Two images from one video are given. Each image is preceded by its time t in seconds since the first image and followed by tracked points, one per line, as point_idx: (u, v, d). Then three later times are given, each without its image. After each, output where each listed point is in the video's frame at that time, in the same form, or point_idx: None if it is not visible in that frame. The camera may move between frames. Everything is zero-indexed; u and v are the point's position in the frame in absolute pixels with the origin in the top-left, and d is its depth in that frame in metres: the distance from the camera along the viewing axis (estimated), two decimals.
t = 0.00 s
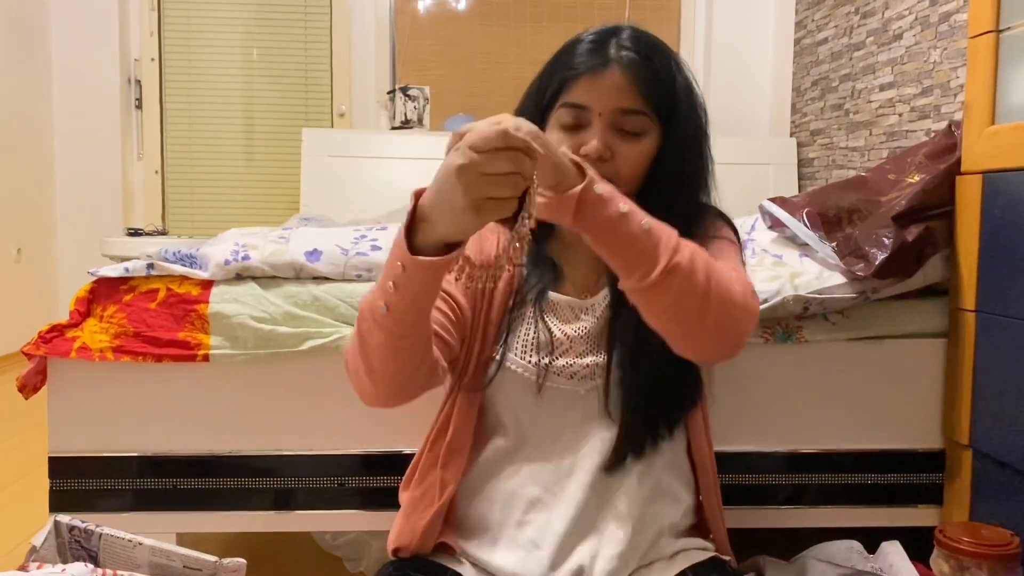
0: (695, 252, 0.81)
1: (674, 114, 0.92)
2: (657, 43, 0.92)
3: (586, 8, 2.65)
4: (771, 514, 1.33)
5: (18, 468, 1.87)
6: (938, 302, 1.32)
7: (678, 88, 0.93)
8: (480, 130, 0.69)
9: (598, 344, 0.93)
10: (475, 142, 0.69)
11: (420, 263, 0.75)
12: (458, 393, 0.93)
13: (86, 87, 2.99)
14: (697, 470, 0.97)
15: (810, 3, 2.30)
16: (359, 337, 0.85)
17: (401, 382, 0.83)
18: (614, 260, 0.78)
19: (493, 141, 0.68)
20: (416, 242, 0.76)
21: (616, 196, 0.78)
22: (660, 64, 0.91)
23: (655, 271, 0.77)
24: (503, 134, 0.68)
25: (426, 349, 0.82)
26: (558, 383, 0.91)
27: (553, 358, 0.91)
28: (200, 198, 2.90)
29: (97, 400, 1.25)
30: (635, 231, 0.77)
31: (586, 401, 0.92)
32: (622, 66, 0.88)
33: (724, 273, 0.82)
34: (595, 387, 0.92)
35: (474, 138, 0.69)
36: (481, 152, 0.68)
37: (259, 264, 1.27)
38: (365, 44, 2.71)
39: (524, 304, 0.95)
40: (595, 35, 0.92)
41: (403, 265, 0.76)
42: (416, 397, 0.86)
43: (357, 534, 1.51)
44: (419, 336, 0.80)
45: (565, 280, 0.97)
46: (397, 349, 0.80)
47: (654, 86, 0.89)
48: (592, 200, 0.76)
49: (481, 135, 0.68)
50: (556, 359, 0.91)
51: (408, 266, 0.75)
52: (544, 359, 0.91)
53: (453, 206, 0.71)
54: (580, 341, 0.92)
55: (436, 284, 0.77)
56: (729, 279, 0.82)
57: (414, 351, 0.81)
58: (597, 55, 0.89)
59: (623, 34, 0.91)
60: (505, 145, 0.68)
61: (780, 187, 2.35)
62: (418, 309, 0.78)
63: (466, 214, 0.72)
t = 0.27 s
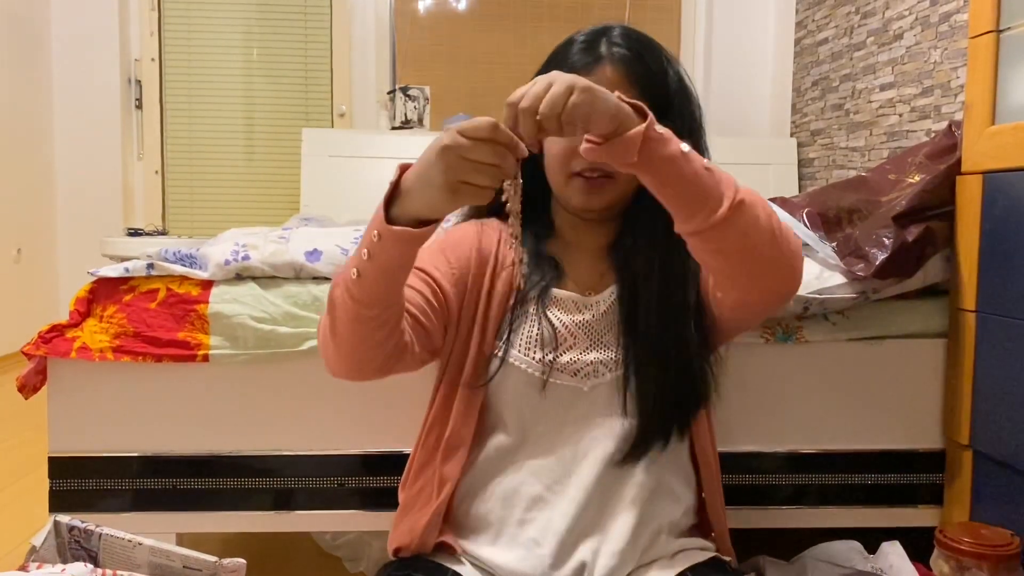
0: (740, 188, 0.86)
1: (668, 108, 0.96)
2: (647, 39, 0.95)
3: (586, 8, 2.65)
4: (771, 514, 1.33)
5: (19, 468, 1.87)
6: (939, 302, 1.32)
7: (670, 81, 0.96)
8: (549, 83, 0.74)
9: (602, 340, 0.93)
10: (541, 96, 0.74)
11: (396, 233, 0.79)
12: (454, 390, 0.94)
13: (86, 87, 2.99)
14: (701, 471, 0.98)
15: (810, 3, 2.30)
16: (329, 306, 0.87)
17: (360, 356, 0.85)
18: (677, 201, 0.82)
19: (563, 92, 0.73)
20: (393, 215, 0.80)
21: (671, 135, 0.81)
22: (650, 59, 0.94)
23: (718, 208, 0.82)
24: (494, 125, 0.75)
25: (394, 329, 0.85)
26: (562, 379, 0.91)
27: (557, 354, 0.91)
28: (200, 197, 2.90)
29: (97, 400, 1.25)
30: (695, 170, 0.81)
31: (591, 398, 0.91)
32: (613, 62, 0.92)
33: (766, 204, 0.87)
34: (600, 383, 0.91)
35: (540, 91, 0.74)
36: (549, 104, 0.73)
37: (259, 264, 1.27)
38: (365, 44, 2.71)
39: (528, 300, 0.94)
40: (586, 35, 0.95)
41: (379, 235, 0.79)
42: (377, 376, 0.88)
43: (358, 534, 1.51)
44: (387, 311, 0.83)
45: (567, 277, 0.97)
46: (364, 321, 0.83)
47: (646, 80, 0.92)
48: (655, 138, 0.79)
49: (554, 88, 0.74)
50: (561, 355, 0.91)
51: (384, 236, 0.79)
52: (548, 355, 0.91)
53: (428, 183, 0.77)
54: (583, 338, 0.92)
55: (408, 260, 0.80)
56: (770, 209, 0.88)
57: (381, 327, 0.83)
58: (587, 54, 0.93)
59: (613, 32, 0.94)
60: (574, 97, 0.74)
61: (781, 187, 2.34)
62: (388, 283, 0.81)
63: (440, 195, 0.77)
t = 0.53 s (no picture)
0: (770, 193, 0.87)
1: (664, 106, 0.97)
2: (641, 36, 0.96)
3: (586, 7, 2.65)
4: (771, 514, 1.33)
5: (19, 468, 1.87)
6: (939, 302, 1.32)
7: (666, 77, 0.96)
8: (593, 82, 0.77)
9: (603, 341, 0.93)
10: (585, 93, 0.76)
11: (401, 214, 0.80)
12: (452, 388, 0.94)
13: (86, 87, 2.99)
14: (700, 472, 0.98)
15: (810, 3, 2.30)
16: (324, 293, 0.88)
17: (351, 341, 0.85)
18: (712, 203, 0.83)
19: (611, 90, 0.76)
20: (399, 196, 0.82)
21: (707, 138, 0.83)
22: (645, 56, 0.95)
23: (753, 211, 0.83)
24: (490, 124, 0.78)
25: (388, 318, 0.85)
26: (563, 379, 0.91)
27: (558, 354, 0.91)
28: (201, 197, 2.90)
29: (97, 400, 1.25)
30: (731, 171, 0.83)
31: (592, 399, 0.91)
32: (606, 60, 0.93)
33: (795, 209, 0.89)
34: (601, 383, 0.91)
35: (584, 89, 0.76)
36: (598, 101, 0.75)
37: (259, 263, 1.27)
38: (366, 43, 2.70)
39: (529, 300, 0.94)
40: (580, 34, 0.96)
41: (384, 216, 0.81)
42: (366, 366, 0.88)
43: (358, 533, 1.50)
44: (384, 298, 0.83)
45: (568, 277, 0.97)
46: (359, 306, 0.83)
47: (640, 76, 0.93)
48: (692, 139, 0.81)
49: (599, 87, 0.76)
50: (562, 355, 0.91)
51: (389, 218, 0.81)
52: (550, 355, 0.91)
53: (425, 169, 0.79)
54: (585, 338, 0.92)
55: (408, 244, 0.82)
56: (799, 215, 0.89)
57: (375, 313, 0.83)
58: (581, 53, 0.94)
59: (607, 31, 0.95)
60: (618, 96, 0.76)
61: (781, 186, 2.34)
62: (387, 266, 0.82)
63: (432, 182, 0.79)
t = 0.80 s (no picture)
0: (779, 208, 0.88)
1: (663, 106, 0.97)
2: (638, 35, 0.96)
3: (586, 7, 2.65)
4: (772, 514, 1.33)
5: (20, 467, 1.87)
6: (940, 302, 1.32)
7: (663, 76, 0.96)
8: (612, 100, 0.76)
9: (605, 341, 0.92)
10: (602, 112, 0.75)
11: (407, 206, 0.81)
12: (452, 385, 0.94)
13: (87, 86, 2.99)
14: (699, 471, 0.98)
15: (811, 2, 2.30)
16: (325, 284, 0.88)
17: (349, 333, 0.85)
18: (723, 220, 0.84)
19: (628, 112, 0.76)
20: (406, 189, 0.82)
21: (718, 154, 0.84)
22: (642, 55, 0.94)
23: (764, 227, 0.85)
24: (496, 138, 0.77)
25: (388, 312, 0.85)
26: (564, 379, 0.90)
27: (559, 353, 0.91)
28: (201, 197, 2.90)
29: (97, 399, 1.25)
30: (742, 188, 0.84)
31: (593, 399, 0.91)
32: (603, 59, 0.92)
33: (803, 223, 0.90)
34: (602, 383, 0.91)
35: (601, 107, 0.75)
36: (615, 122, 0.75)
37: (260, 262, 1.27)
38: (366, 43, 2.70)
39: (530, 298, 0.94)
40: (576, 34, 0.96)
41: (390, 208, 0.81)
42: (363, 359, 0.88)
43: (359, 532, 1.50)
44: (384, 292, 0.84)
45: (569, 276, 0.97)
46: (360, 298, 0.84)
47: (637, 75, 0.93)
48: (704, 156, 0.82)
49: (616, 106, 0.76)
50: (563, 354, 0.91)
51: (395, 210, 0.81)
52: (550, 354, 0.90)
53: (428, 170, 0.80)
54: (586, 337, 0.92)
55: (411, 238, 0.82)
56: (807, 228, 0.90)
57: (375, 307, 0.84)
58: (577, 53, 0.93)
59: (603, 29, 0.94)
60: (634, 117, 0.76)
61: (782, 186, 2.34)
62: (390, 260, 0.82)
63: (433, 184, 0.79)
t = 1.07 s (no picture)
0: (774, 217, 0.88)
1: (664, 104, 0.96)
2: (639, 34, 0.96)
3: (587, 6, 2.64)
4: (773, 513, 1.32)
5: (19, 466, 1.86)
6: (941, 301, 1.32)
7: (664, 75, 0.96)
8: (609, 112, 0.76)
9: (604, 341, 0.92)
10: (599, 123, 0.74)
11: (413, 203, 0.80)
12: (452, 383, 0.95)
13: (87, 85, 2.99)
14: (699, 470, 0.98)
15: (812, 2, 2.30)
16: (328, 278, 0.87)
17: (351, 329, 0.85)
18: (717, 232, 0.84)
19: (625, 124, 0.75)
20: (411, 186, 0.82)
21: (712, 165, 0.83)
22: (642, 53, 0.94)
23: (759, 239, 0.84)
24: (500, 144, 0.76)
25: (390, 310, 0.85)
26: (565, 378, 0.90)
27: (559, 352, 0.90)
28: (201, 196, 2.90)
29: (98, 398, 1.25)
30: (737, 199, 0.84)
31: (593, 399, 0.90)
32: (604, 58, 0.92)
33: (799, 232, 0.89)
34: (602, 383, 0.90)
35: (599, 119, 0.75)
36: (613, 135, 0.74)
37: (261, 261, 1.27)
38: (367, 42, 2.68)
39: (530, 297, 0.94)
40: (577, 32, 0.95)
41: (396, 204, 0.81)
42: (363, 356, 0.88)
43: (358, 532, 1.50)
44: (388, 289, 0.83)
45: (569, 275, 0.97)
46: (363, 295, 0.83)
47: (640, 74, 0.93)
48: (699, 169, 0.81)
49: (614, 117, 0.75)
50: (563, 353, 0.90)
51: (402, 207, 0.81)
52: (550, 353, 0.90)
53: (432, 168, 0.79)
54: (586, 336, 0.92)
55: (415, 236, 0.82)
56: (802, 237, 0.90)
57: (378, 304, 0.83)
58: (578, 52, 0.93)
59: (604, 28, 0.94)
60: (632, 129, 0.76)
61: (782, 185, 2.34)
62: (393, 257, 0.82)
63: (435, 183, 0.79)
